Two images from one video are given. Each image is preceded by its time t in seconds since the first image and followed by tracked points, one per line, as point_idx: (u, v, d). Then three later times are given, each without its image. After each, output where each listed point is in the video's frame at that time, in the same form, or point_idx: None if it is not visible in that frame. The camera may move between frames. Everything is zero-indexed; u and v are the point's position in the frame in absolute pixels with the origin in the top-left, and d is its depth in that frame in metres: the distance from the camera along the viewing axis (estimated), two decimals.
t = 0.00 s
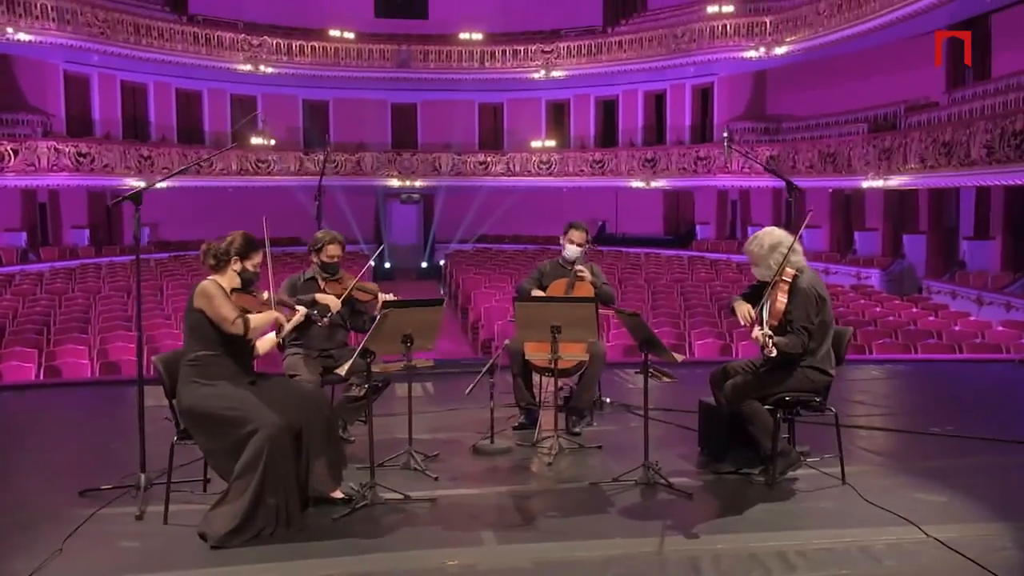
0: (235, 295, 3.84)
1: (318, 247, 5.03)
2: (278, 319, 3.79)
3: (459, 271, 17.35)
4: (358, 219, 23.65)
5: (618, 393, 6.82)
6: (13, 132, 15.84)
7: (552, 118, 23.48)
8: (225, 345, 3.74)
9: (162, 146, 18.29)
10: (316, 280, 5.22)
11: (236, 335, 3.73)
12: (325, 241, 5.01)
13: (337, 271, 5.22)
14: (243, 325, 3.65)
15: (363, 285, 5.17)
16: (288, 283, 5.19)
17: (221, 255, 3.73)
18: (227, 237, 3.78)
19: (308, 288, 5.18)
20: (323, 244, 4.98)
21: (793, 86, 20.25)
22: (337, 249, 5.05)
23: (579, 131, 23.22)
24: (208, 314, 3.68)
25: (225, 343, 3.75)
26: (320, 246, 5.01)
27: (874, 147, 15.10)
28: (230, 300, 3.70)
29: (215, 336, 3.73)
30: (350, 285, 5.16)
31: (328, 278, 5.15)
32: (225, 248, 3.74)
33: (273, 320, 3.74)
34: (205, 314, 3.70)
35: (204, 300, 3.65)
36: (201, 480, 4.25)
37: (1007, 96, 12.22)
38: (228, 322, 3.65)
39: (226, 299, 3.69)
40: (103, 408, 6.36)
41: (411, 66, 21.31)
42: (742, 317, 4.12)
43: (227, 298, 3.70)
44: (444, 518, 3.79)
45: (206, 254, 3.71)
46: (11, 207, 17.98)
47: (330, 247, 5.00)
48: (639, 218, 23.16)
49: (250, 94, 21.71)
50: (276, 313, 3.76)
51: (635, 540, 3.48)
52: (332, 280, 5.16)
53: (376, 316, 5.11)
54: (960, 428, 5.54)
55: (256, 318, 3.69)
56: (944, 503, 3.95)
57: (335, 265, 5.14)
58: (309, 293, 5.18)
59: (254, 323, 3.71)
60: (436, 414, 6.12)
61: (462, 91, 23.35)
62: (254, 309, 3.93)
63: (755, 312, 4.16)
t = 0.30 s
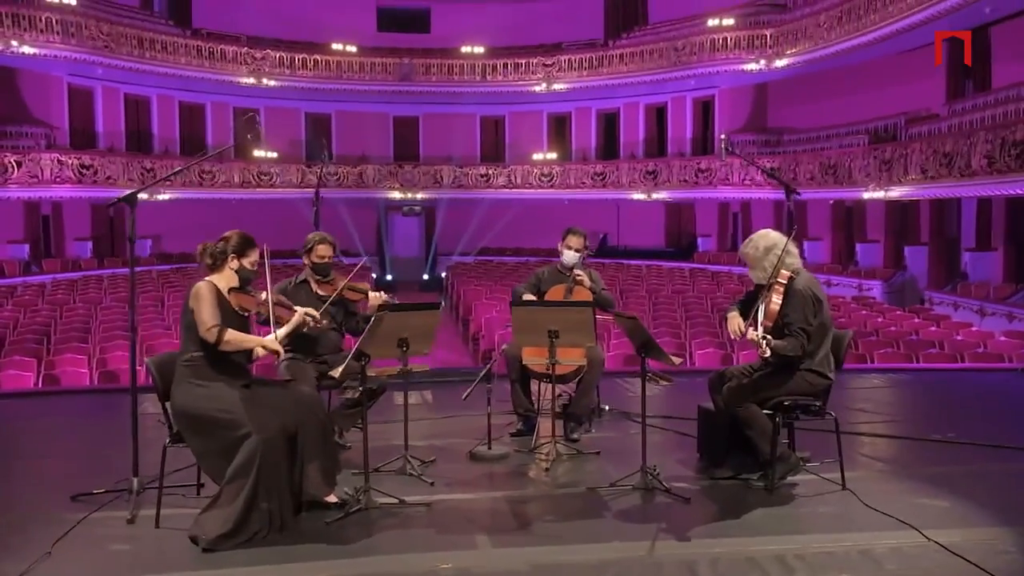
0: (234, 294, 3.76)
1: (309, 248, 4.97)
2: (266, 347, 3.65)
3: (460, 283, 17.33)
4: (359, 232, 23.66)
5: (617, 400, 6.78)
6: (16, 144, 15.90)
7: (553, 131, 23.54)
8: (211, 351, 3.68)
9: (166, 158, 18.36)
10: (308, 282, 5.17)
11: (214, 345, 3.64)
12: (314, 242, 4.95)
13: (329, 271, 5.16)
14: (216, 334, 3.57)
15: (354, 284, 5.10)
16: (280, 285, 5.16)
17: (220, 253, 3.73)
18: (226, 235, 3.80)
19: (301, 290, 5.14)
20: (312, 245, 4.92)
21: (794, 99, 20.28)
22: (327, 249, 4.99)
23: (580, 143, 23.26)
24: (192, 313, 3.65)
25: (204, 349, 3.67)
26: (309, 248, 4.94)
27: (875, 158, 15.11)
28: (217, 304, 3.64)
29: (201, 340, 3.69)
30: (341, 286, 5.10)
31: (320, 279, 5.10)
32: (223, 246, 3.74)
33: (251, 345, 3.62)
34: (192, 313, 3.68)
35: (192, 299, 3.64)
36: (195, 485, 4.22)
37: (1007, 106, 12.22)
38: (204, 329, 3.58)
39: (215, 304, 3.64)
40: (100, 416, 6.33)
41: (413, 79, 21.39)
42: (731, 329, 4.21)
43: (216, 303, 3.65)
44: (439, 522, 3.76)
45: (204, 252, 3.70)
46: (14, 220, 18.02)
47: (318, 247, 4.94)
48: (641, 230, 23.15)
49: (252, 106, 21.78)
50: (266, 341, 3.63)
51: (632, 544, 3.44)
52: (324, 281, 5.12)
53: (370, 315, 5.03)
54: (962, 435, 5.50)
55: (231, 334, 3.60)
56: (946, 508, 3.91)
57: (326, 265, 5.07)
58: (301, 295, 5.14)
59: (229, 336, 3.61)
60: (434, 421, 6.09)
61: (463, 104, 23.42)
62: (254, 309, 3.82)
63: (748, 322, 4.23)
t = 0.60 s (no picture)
0: (228, 289, 3.72)
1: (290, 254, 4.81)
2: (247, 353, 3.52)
3: (461, 293, 17.30)
4: (360, 242, 23.65)
5: (616, 407, 6.72)
6: (18, 154, 15.95)
7: (555, 142, 23.56)
8: (199, 352, 3.62)
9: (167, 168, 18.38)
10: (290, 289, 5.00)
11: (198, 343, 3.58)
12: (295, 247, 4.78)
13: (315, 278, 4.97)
14: (196, 328, 3.51)
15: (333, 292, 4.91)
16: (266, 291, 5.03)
17: (208, 249, 3.70)
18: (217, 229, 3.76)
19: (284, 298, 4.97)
20: (293, 250, 4.76)
21: (795, 109, 20.29)
22: (309, 254, 4.82)
23: (582, 154, 23.28)
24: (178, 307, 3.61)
25: (192, 348, 3.61)
26: (290, 253, 4.79)
27: (877, 167, 15.08)
28: (204, 299, 3.59)
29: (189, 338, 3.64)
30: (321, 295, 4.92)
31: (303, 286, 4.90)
32: (213, 240, 3.70)
33: (230, 345, 3.51)
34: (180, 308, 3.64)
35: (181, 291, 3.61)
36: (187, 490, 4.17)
37: (1009, 115, 12.19)
38: (187, 323, 3.53)
39: (203, 300, 3.59)
40: (96, 422, 6.29)
41: (415, 90, 21.43)
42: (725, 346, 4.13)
43: (204, 299, 3.60)
44: (432, 527, 3.71)
45: (192, 249, 3.66)
46: (14, 230, 18.01)
47: (300, 253, 4.78)
48: (642, 241, 23.12)
49: (254, 117, 21.86)
50: (246, 346, 3.52)
51: (628, 548, 3.39)
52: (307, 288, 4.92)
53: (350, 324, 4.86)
54: (966, 441, 5.44)
55: (210, 330, 3.52)
56: (948, 512, 3.85)
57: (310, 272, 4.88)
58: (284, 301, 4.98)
59: (209, 332, 3.54)
60: (431, 428, 6.04)
61: (465, 116, 23.47)
62: (249, 303, 3.78)
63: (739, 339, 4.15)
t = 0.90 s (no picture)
0: (218, 289, 3.64)
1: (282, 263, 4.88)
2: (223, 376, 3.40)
3: (461, 305, 17.26)
4: (360, 255, 23.64)
5: (614, 417, 6.67)
6: (19, 166, 15.99)
7: (555, 155, 23.58)
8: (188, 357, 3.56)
9: (167, 181, 18.41)
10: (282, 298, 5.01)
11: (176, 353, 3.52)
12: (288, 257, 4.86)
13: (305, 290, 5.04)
14: (171, 340, 3.44)
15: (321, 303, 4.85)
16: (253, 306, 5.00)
17: (192, 252, 3.65)
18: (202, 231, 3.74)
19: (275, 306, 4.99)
20: (285, 258, 4.84)
21: (795, 121, 20.29)
22: (301, 265, 4.90)
23: (582, 166, 23.29)
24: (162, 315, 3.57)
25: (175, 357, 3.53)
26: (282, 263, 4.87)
27: (877, 179, 15.07)
28: (187, 306, 3.54)
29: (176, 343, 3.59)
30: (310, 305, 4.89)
31: (294, 296, 4.95)
32: (196, 242, 3.67)
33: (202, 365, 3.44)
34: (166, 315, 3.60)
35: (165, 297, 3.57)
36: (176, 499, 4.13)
37: (1009, 126, 12.18)
38: (167, 333, 3.47)
39: (185, 309, 3.53)
40: (89, 433, 6.24)
41: (415, 103, 21.48)
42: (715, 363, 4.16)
43: (188, 306, 3.55)
44: (425, 535, 3.66)
45: (174, 254, 3.64)
46: (15, 243, 18.01)
47: (292, 262, 4.85)
48: (643, 253, 23.09)
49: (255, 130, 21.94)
50: (213, 368, 3.40)
51: (622, 555, 3.35)
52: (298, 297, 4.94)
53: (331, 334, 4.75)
54: (968, 451, 5.38)
55: (184, 344, 3.45)
56: (949, 520, 3.80)
57: (302, 283, 4.96)
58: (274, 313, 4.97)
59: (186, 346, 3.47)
60: (427, 437, 6.00)
61: (466, 129, 23.53)
62: (241, 302, 3.69)
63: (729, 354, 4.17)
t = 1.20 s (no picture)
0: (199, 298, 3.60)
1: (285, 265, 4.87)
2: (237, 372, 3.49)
3: (461, 317, 17.20)
4: (361, 267, 23.62)
5: (612, 427, 6.61)
6: (21, 178, 16.03)
7: (556, 167, 23.61)
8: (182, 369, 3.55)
9: (168, 193, 18.44)
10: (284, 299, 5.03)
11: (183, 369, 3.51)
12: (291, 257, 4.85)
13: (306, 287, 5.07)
14: (185, 359, 3.43)
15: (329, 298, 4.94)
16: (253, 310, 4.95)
17: (170, 260, 3.54)
18: (175, 238, 3.62)
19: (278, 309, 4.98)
20: (288, 260, 4.81)
21: (796, 133, 20.28)
22: (304, 264, 4.90)
23: (583, 179, 23.30)
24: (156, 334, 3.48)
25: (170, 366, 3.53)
26: (285, 264, 4.84)
27: (878, 191, 15.03)
28: (179, 321, 3.49)
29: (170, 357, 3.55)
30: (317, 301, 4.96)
31: (297, 295, 5.00)
32: (173, 250, 3.56)
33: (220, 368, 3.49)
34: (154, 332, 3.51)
35: (155, 314, 3.47)
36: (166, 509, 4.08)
37: (1010, 137, 12.15)
38: (173, 354, 3.44)
39: (181, 323, 3.50)
40: (83, 444, 6.19)
41: (416, 115, 21.51)
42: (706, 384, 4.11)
43: (180, 320, 3.51)
44: (416, 545, 3.61)
45: (152, 263, 3.51)
46: (16, 256, 18.00)
47: (295, 263, 4.84)
48: (644, 266, 23.05)
49: (257, 143, 21.99)
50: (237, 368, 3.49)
51: (616, 566, 3.30)
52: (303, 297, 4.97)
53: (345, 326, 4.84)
54: (968, 461, 5.33)
55: (199, 359, 3.47)
56: (949, 530, 3.74)
57: (304, 281, 4.99)
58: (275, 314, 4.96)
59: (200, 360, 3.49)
60: (422, 447, 5.94)
61: (467, 141, 23.57)
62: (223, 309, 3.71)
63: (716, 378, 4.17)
